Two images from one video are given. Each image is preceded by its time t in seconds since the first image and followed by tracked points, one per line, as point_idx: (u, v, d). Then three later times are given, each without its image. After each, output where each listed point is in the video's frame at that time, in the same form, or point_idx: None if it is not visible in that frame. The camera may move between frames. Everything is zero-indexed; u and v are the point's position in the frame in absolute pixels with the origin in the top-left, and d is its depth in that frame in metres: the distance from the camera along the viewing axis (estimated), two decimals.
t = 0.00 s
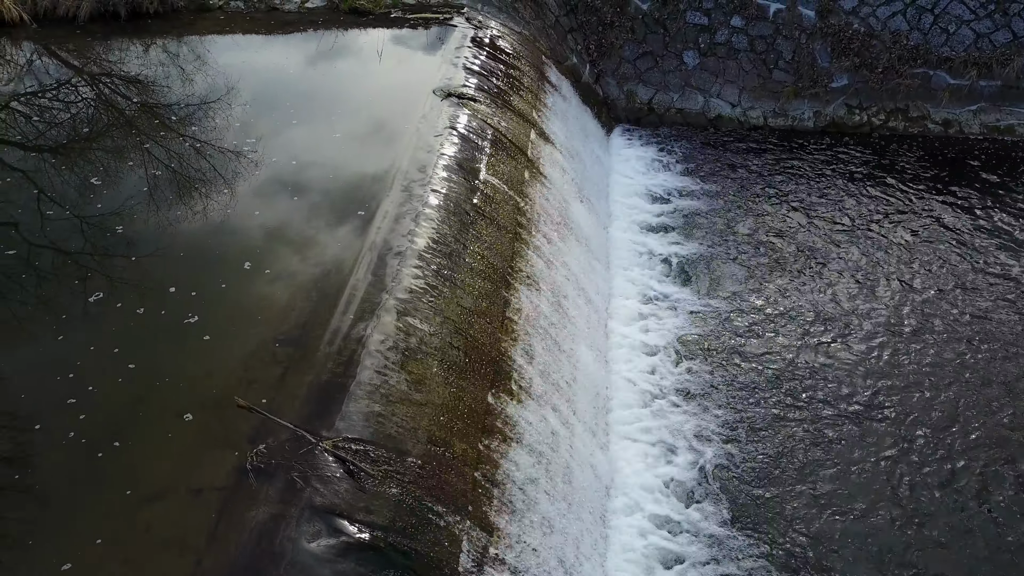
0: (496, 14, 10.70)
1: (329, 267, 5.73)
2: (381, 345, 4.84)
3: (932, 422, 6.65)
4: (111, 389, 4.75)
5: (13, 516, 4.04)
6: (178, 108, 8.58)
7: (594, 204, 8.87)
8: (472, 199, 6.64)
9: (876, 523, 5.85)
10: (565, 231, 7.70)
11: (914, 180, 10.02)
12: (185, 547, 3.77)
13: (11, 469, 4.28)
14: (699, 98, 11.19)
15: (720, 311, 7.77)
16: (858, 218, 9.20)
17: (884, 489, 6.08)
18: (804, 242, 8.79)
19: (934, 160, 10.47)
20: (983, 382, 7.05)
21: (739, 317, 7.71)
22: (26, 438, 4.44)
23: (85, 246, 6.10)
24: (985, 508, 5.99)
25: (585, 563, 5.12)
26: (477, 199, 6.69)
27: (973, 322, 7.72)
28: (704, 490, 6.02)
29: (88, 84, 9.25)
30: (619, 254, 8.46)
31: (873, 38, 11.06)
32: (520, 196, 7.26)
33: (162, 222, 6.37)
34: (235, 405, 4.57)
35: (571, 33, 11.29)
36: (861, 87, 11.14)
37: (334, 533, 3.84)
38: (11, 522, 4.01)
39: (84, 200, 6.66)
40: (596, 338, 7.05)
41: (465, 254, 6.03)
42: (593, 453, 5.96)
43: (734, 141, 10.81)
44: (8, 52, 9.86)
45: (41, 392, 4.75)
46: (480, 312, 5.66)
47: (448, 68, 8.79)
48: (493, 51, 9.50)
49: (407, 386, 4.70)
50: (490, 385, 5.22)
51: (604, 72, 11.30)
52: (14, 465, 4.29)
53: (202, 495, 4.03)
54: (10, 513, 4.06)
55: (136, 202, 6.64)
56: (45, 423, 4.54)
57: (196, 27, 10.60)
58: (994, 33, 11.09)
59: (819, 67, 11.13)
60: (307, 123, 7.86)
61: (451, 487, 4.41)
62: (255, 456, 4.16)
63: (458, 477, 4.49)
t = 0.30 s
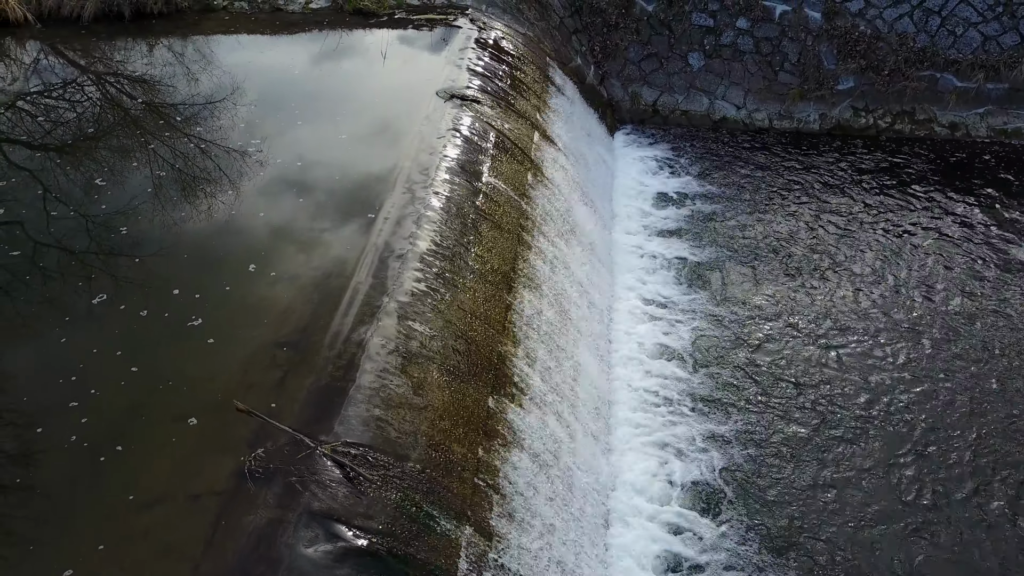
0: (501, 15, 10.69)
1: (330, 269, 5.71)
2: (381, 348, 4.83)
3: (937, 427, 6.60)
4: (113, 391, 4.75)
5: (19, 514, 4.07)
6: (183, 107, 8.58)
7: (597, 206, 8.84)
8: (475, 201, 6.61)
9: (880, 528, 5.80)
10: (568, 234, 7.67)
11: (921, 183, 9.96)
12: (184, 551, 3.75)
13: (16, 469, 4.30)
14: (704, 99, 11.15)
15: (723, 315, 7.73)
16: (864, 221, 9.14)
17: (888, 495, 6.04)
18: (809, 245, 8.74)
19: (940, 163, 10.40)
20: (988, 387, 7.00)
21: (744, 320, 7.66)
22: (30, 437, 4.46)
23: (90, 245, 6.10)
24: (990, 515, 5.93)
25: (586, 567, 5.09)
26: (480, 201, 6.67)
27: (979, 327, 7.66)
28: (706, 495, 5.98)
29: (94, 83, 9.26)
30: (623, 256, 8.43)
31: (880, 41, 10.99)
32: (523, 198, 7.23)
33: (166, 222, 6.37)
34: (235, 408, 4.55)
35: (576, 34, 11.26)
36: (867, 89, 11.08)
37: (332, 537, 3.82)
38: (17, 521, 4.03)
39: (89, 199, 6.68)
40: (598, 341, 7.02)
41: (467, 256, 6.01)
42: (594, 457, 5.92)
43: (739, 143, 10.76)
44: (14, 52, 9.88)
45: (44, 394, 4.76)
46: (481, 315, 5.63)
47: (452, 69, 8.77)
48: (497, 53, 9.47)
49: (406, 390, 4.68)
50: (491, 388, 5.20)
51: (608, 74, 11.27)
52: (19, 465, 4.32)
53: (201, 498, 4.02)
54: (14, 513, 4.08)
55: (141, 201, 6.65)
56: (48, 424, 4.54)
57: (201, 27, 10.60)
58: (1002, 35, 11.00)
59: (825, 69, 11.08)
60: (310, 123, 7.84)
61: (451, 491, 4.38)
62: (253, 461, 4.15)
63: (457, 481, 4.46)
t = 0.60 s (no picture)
0: (500, 17, 10.66)
1: (326, 272, 5.69)
2: (376, 352, 4.80)
3: (936, 431, 6.57)
4: (110, 393, 4.74)
5: (19, 513, 4.09)
6: (182, 108, 8.56)
7: (596, 208, 8.82)
8: (472, 204, 6.59)
9: (879, 532, 5.78)
10: (566, 236, 7.65)
11: (920, 185, 9.92)
12: (176, 556, 3.73)
13: (16, 470, 4.31)
14: (704, 101, 11.12)
15: (721, 317, 7.70)
16: (863, 223, 9.11)
17: (886, 499, 6.01)
18: (809, 247, 8.71)
19: (941, 165, 10.36)
20: (987, 390, 6.96)
21: (743, 323, 7.64)
22: (31, 437, 4.47)
23: (90, 245, 6.10)
24: (989, 519, 5.91)
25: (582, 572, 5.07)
26: (477, 203, 6.65)
27: (979, 329, 7.63)
28: (704, 499, 5.96)
29: (94, 83, 9.25)
30: (621, 259, 8.41)
31: (879, 42, 10.96)
32: (521, 200, 7.21)
33: (165, 224, 6.36)
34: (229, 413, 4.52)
35: (575, 35, 11.24)
36: (867, 90, 11.05)
37: (325, 543, 3.79)
38: (18, 520, 4.05)
39: (89, 200, 6.66)
40: (595, 343, 7.00)
41: (464, 259, 5.99)
42: (591, 460, 5.90)
43: (738, 144, 10.72)
44: (13, 52, 9.87)
45: (42, 395, 4.75)
46: (477, 318, 5.61)
47: (451, 70, 8.75)
48: (496, 54, 9.44)
49: (402, 394, 4.66)
50: (487, 392, 5.17)
51: (608, 75, 11.25)
52: (18, 465, 4.32)
53: (194, 501, 4.00)
54: (14, 513, 4.09)
55: (141, 202, 6.64)
56: (46, 426, 4.55)
57: (200, 28, 10.58)
58: (1002, 36, 10.96)
59: (825, 70, 11.05)
60: (308, 124, 7.80)
61: (445, 497, 4.36)
62: (246, 466, 4.12)
63: (452, 486, 4.44)
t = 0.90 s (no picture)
0: (497, 17, 10.61)
1: (321, 274, 5.67)
2: (370, 356, 4.79)
3: (934, 433, 6.55)
4: (105, 395, 4.74)
5: (19, 514, 4.10)
6: (180, 108, 8.55)
7: (593, 210, 8.80)
8: (468, 206, 6.58)
9: (875, 536, 5.76)
10: (563, 238, 7.63)
11: (918, 186, 9.90)
12: (168, 560, 3.71)
13: (15, 470, 4.32)
14: (702, 101, 11.10)
15: (719, 319, 7.69)
16: (861, 225, 9.09)
17: (883, 502, 6.00)
18: (806, 249, 8.69)
19: (939, 167, 10.34)
20: (984, 393, 6.94)
21: (741, 325, 7.63)
22: (30, 438, 4.49)
23: (90, 245, 6.10)
24: (986, 523, 5.89)
25: None
26: (473, 206, 6.63)
27: (977, 332, 7.61)
28: (700, 502, 5.95)
29: (93, 84, 9.24)
30: (618, 260, 8.39)
31: (878, 42, 10.94)
32: (517, 202, 7.20)
33: (163, 224, 6.36)
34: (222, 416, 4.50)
35: (573, 36, 11.23)
36: (866, 91, 11.03)
37: (317, 549, 3.78)
38: (17, 521, 4.06)
39: (87, 200, 6.65)
40: (592, 345, 6.98)
41: (459, 262, 5.97)
42: (587, 464, 5.88)
43: (736, 145, 10.70)
44: (11, 53, 9.86)
45: (39, 397, 4.76)
46: (473, 321, 5.59)
47: (448, 71, 8.73)
48: (493, 55, 9.41)
49: (396, 398, 4.64)
50: (482, 396, 5.15)
51: (606, 75, 11.23)
52: (17, 465, 4.33)
53: (187, 505, 3.98)
54: (13, 513, 4.10)
55: (139, 203, 6.63)
56: (44, 427, 4.55)
57: (198, 28, 10.56)
58: (1001, 37, 10.93)
59: (823, 71, 11.03)
60: (305, 125, 7.77)
61: (439, 501, 4.34)
62: (239, 471, 4.10)
63: (446, 491, 4.42)
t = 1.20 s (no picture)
0: (494, 18, 10.55)
1: (315, 275, 5.63)
2: (363, 358, 4.76)
3: (930, 435, 6.53)
4: (101, 398, 4.72)
5: (16, 515, 4.08)
6: (177, 108, 8.52)
7: (591, 211, 8.78)
8: (463, 206, 6.55)
9: (871, 537, 5.74)
10: (559, 238, 7.61)
11: (916, 187, 9.87)
12: (159, 564, 3.69)
13: (14, 471, 4.31)
14: (699, 102, 11.07)
15: (717, 320, 7.67)
16: (859, 226, 9.06)
17: (879, 503, 5.98)
18: (804, 250, 8.67)
19: (937, 168, 10.30)
20: (982, 395, 6.92)
21: (738, 326, 7.61)
22: (30, 438, 4.48)
23: (88, 246, 6.08)
24: (982, 524, 5.87)
25: None
26: (468, 207, 6.61)
27: (974, 334, 7.58)
28: (695, 505, 5.92)
29: (90, 84, 9.21)
30: (616, 262, 8.38)
31: (876, 43, 10.91)
32: (513, 203, 7.17)
33: (161, 225, 6.34)
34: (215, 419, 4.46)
35: (571, 36, 11.20)
36: (864, 91, 11.01)
37: (308, 553, 3.75)
38: (15, 522, 4.05)
39: (85, 199, 6.63)
40: (588, 347, 6.96)
41: (454, 264, 5.95)
42: (583, 466, 5.86)
43: (733, 146, 10.69)
44: (8, 53, 9.83)
45: (37, 399, 4.74)
46: (467, 323, 5.58)
47: (445, 71, 8.69)
48: (490, 55, 9.37)
49: (388, 400, 4.62)
50: (476, 398, 5.12)
51: (603, 76, 11.21)
52: (16, 466, 4.32)
53: (179, 508, 3.95)
54: (13, 513, 4.10)
55: (137, 203, 6.61)
56: (41, 429, 4.54)
57: (194, 29, 10.53)
58: (1000, 37, 10.90)
59: (821, 71, 11.01)
60: (301, 125, 7.75)
61: (432, 505, 4.31)
62: (230, 474, 4.07)
63: (439, 494, 4.39)
